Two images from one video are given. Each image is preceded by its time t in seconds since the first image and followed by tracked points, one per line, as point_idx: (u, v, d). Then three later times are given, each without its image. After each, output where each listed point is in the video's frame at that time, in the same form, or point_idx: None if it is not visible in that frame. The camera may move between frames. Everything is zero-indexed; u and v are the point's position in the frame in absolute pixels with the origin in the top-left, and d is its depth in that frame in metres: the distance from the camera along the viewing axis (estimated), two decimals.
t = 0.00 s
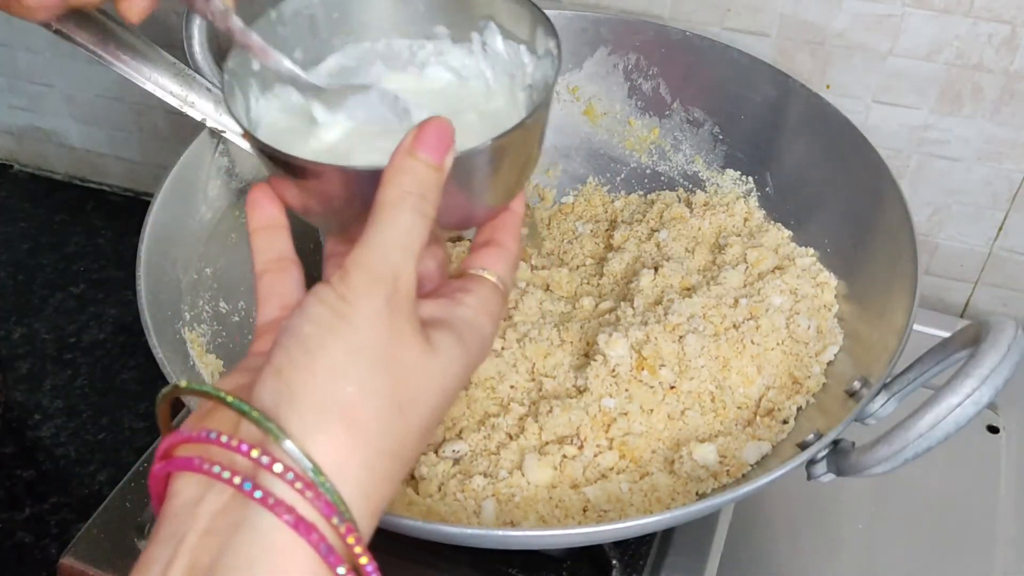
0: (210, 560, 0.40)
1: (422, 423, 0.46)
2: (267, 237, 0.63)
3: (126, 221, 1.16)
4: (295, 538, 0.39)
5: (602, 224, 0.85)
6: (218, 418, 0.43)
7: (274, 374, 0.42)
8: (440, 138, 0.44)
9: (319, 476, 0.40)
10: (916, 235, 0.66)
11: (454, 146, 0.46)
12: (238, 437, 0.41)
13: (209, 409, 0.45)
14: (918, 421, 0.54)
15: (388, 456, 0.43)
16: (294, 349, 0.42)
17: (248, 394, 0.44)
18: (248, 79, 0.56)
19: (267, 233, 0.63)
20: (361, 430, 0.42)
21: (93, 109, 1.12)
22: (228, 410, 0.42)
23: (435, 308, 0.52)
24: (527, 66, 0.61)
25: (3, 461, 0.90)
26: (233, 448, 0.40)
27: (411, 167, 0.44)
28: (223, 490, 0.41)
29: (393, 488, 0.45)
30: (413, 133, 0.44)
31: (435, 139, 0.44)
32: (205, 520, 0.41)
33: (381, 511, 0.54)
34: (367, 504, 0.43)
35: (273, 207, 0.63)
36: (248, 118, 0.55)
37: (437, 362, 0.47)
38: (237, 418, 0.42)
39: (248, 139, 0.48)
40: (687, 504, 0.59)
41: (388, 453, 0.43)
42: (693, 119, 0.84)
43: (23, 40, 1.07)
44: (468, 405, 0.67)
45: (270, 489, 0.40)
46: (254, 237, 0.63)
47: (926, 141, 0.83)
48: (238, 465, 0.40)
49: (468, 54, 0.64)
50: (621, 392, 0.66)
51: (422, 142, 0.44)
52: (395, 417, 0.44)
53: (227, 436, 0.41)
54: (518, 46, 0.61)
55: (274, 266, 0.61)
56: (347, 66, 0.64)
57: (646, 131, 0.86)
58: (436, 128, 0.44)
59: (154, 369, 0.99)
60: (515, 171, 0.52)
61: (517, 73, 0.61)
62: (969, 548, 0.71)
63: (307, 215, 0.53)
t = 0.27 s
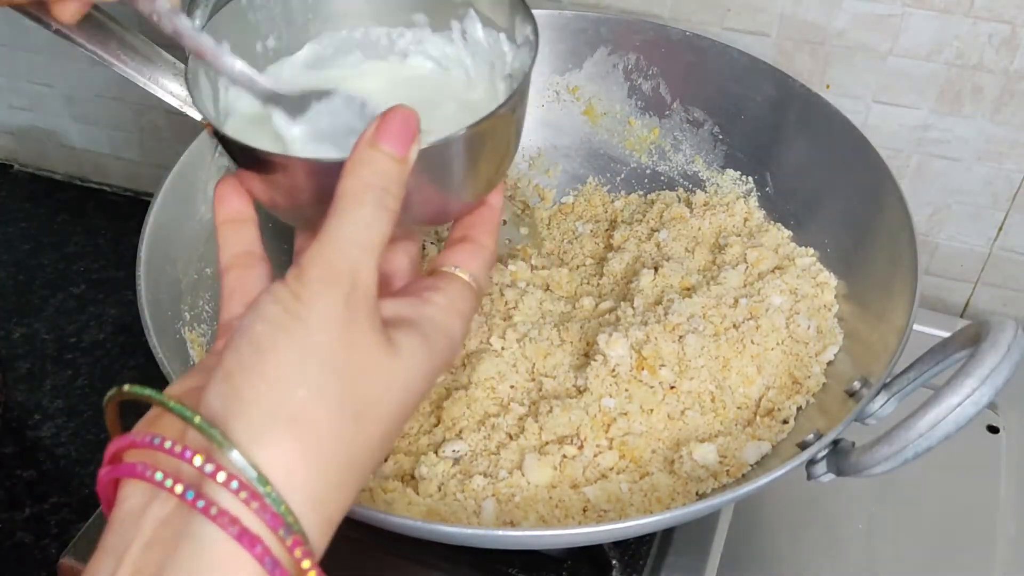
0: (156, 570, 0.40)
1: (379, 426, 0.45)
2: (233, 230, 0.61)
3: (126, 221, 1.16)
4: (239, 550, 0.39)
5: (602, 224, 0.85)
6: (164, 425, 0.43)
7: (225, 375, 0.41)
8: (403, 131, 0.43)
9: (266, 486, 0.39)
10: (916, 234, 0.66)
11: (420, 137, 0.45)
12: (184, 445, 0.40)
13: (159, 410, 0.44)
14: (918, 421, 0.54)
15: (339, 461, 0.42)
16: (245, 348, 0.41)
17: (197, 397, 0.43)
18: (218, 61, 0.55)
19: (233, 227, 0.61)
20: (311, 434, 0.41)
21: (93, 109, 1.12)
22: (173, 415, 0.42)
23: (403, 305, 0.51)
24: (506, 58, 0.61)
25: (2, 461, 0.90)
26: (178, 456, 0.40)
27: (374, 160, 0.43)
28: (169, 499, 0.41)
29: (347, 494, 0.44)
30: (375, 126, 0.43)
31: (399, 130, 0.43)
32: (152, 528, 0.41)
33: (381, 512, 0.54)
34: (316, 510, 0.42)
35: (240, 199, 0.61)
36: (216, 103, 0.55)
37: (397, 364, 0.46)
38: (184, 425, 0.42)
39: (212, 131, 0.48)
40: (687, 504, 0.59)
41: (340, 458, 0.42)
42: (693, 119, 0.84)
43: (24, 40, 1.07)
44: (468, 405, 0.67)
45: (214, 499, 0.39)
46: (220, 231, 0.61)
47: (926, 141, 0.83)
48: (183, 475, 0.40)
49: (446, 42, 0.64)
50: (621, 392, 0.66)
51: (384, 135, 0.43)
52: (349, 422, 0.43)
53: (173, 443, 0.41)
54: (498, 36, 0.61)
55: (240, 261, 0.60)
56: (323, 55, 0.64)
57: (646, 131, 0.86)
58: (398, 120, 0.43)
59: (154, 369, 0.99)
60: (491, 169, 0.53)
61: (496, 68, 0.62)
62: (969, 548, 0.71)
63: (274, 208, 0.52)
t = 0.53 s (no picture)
0: None
1: (355, 432, 0.45)
2: (209, 235, 0.60)
3: (126, 221, 1.16)
4: (210, 561, 0.40)
5: (602, 224, 0.85)
6: (135, 437, 0.43)
7: (198, 386, 0.41)
8: (378, 134, 0.43)
9: (239, 497, 0.40)
10: (916, 234, 0.66)
11: (397, 143, 0.45)
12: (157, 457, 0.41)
13: (129, 420, 0.45)
14: (918, 421, 0.54)
15: (314, 468, 0.43)
16: (217, 358, 0.41)
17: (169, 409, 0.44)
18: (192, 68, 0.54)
19: (209, 232, 0.61)
20: (285, 442, 0.41)
21: (93, 109, 1.12)
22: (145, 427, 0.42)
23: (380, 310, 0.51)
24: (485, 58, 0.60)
25: (3, 461, 0.90)
26: (151, 468, 0.40)
27: (348, 165, 0.43)
28: (138, 510, 0.41)
29: (322, 500, 0.44)
30: (350, 130, 0.43)
31: (376, 135, 0.43)
32: (118, 539, 0.41)
33: (381, 512, 0.53)
34: (291, 518, 0.42)
35: (215, 205, 0.60)
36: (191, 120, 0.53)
37: (372, 371, 0.46)
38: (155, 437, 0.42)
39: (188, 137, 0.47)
40: (688, 504, 0.59)
41: (314, 466, 0.43)
42: (693, 119, 0.84)
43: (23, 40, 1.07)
44: (468, 405, 0.67)
45: (186, 512, 0.40)
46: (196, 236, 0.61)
47: (926, 141, 0.83)
48: (154, 487, 0.40)
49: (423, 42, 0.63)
50: (621, 392, 0.66)
51: (360, 138, 0.43)
52: (324, 430, 0.43)
53: (145, 455, 0.41)
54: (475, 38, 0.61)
55: (215, 265, 0.60)
56: (299, 57, 0.62)
57: (646, 131, 0.86)
58: (374, 123, 0.43)
59: (154, 369, 0.99)
60: (468, 174, 0.53)
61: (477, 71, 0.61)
62: (969, 548, 0.71)
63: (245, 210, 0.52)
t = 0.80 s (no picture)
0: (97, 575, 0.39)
1: (334, 445, 0.45)
2: (212, 254, 0.59)
3: (126, 221, 1.16)
4: (180, 555, 0.39)
5: (602, 224, 0.85)
6: (115, 435, 0.42)
7: (177, 387, 0.41)
8: (367, 150, 0.44)
9: (211, 493, 0.39)
10: (916, 234, 0.66)
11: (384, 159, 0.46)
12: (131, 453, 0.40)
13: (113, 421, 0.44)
14: (918, 421, 0.54)
15: (289, 475, 0.42)
16: (198, 361, 0.41)
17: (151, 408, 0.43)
18: (202, 86, 0.56)
19: (212, 249, 0.60)
20: (262, 446, 0.41)
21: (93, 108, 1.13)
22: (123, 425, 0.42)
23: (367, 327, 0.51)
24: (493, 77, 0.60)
25: (4, 461, 0.88)
26: (124, 464, 0.40)
27: (335, 179, 0.43)
28: (113, 505, 0.41)
29: (297, 511, 0.44)
30: (339, 145, 0.44)
31: (363, 149, 0.44)
32: (93, 535, 0.41)
33: (381, 512, 0.53)
34: (263, 524, 0.42)
35: (222, 225, 0.61)
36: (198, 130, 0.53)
37: (354, 384, 0.46)
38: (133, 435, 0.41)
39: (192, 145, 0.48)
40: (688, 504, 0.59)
41: (290, 473, 0.42)
42: (693, 119, 0.84)
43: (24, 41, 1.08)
44: (468, 405, 0.67)
45: (156, 506, 0.39)
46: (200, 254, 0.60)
47: (926, 141, 0.83)
48: (126, 482, 0.40)
49: (439, 78, 0.62)
50: (621, 392, 0.66)
51: (348, 152, 0.44)
52: (302, 437, 0.43)
53: (119, 451, 0.41)
54: (483, 67, 0.61)
55: (217, 282, 0.57)
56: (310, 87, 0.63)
57: (646, 131, 0.86)
58: (364, 139, 0.44)
59: (154, 369, 0.98)
60: (468, 195, 0.54)
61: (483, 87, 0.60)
62: (969, 548, 0.71)
63: (255, 231, 0.53)
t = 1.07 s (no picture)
0: (90, 557, 0.38)
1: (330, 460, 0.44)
2: (228, 253, 0.58)
3: (126, 221, 1.16)
4: (178, 545, 0.38)
5: (602, 224, 0.85)
6: (114, 417, 0.41)
7: (186, 377, 0.40)
8: (402, 176, 0.45)
9: (211, 484, 0.39)
10: (916, 233, 0.66)
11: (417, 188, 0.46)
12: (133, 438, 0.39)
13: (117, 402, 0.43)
14: (918, 421, 0.54)
15: (283, 482, 0.42)
16: (211, 355, 0.41)
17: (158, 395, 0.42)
18: (254, 101, 0.58)
19: (233, 249, 0.58)
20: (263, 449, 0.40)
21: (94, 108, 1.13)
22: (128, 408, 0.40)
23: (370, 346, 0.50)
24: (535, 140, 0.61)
25: (3, 461, 0.88)
26: (124, 448, 0.39)
27: (367, 201, 0.44)
28: (110, 488, 0.39)
29: (281, 521, 0.43)
30: (375, 170, 0.45)
31: (398, 176, 0.45)
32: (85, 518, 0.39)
33: (381, 512, 0.53)
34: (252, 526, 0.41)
35: (246, 227, 0.59)
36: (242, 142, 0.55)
37: (357, 401, 0.45)
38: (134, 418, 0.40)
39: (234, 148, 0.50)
40: (688, 504, 0.59)
41: (285, 480, 0.42)
42: (693, 119, 0.84)
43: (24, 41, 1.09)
44: (468, 405, 0.67)
45: (155, 492, 0.38)
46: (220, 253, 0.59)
47: (926, 141, 0.83)
48: (124, 466, 0.39)
49: (478, 127, 0.64)
50: (621, 392, 0.66)
51: (384, 177, 0.45)
52: (303, 444, 0.42)
53: (120, 435, 0.39)
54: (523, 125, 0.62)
55: (232, 282, 0.55)
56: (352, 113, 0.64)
57: (646, 131, 0.86)
58: (401, 167, 0.45)
59: (154, 370, 0.98)
60: (493, 235, 0.54)
61: (516, 145, 0.61)
62: (969, 549, 0.71)
63: (280, 240, 0.54)
